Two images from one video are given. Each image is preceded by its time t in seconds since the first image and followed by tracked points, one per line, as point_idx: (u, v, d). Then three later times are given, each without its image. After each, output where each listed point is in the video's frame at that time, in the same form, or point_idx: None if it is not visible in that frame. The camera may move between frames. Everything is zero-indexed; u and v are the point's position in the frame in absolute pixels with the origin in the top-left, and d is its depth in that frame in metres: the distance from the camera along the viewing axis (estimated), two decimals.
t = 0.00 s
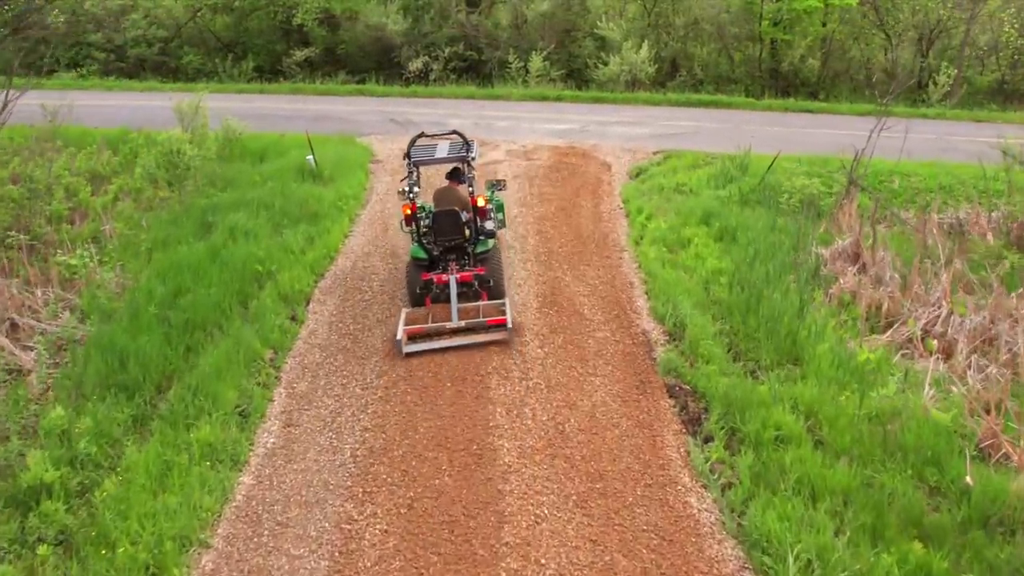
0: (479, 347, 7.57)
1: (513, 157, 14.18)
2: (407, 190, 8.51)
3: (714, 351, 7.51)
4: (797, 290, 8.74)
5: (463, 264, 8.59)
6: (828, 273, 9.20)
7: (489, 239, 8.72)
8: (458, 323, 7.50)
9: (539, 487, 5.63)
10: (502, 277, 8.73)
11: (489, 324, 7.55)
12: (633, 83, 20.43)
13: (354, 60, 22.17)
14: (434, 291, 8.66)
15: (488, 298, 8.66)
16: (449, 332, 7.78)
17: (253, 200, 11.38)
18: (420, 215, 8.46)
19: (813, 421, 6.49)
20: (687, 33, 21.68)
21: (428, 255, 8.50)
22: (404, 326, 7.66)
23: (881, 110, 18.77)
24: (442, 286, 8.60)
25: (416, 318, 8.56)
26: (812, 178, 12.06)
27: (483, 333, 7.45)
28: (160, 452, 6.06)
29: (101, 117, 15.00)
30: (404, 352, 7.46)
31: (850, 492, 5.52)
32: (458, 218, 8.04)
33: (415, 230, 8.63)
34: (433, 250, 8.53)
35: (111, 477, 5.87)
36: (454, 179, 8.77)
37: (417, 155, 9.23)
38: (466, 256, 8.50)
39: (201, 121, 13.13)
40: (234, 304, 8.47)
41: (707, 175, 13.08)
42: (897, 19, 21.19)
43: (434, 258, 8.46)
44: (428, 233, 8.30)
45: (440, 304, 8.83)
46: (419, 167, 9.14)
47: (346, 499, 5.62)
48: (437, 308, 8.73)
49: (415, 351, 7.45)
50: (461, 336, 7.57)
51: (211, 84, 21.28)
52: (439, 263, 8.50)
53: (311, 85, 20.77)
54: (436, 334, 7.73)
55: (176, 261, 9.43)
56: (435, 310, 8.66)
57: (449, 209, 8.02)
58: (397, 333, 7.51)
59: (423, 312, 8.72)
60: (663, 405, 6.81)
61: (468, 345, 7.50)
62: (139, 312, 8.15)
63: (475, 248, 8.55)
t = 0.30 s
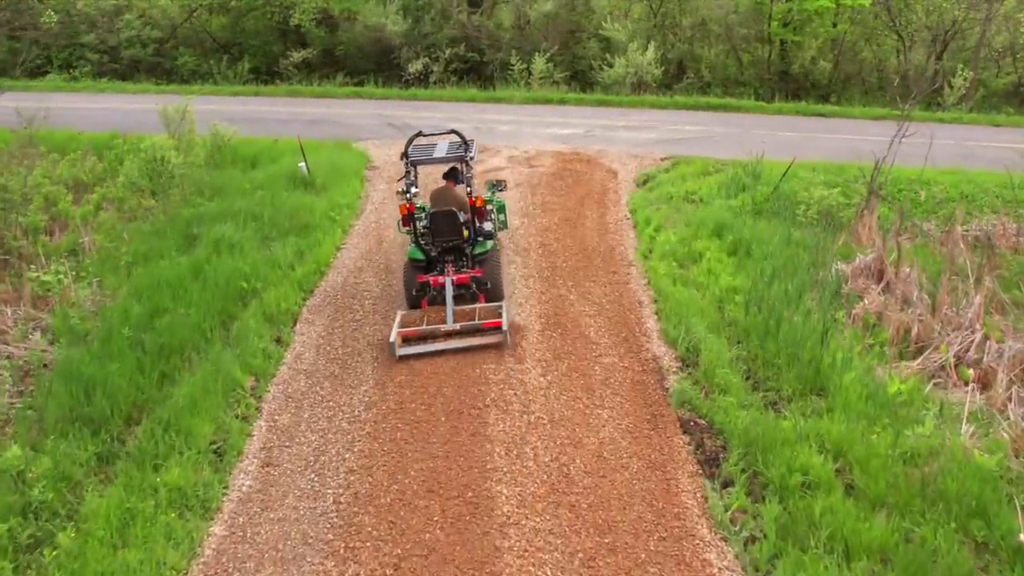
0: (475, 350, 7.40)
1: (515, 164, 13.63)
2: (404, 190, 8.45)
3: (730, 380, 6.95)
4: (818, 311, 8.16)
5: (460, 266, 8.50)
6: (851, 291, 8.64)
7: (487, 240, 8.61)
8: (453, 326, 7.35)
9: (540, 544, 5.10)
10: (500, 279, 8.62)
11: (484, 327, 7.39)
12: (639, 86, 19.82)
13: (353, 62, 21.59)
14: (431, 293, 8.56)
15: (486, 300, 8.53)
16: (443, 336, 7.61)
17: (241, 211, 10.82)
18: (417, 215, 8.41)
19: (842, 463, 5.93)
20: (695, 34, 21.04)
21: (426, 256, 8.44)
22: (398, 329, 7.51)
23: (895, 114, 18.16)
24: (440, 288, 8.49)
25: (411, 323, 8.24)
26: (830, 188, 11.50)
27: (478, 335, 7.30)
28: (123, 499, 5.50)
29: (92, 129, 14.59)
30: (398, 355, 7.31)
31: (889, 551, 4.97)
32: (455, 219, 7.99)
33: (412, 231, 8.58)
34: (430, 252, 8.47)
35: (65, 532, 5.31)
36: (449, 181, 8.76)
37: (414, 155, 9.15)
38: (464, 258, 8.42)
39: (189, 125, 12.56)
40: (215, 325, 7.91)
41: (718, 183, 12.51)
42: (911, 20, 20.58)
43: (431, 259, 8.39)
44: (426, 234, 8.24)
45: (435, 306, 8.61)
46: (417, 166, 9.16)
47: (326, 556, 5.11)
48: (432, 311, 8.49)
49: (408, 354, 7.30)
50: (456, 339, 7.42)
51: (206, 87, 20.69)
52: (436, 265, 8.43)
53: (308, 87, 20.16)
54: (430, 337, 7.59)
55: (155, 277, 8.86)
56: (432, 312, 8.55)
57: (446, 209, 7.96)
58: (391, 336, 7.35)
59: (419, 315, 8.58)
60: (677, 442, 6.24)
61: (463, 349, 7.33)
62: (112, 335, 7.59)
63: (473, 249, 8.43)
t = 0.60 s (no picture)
0: (473, 354, 7.22)
1: (518, 171, 13.08)
2: (407, 189, 8.31)
3: (750, 414, 6.39)
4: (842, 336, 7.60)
5: (461, 267, 8.39)
6: (876, 313, 8.10)
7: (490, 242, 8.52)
8: (451, 328, 7.18)
9: None
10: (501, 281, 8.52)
11: (483, 329, 7.23)
12: (645, 88, 19.22)
13: (353, 63, 21.01)
14: (430, 294, 8.44)
15: (486, 302, 8.42)
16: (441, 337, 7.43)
17: (229, 221, 10.27)
18: (419, 215, 8.32)
19: (876, 511, 5.39)
20: (704, 35, 20.47)
21: (427, 256, 8.34)
22: (396, 329, 7.37)
23: (910, 118, 17.56)
24: (440, 289, 8.37)
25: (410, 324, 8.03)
26: (848, 199, 10.94)
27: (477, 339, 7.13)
28: (78, 556, 5.00)
29: (82, 135, 14.07)
30: (395, 356, 7.14)
31: None
32: (458, 219, 7.83)
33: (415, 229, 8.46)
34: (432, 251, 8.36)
35: None
36: (452, 178, 8.40)
37: (420, 154, 9.06)
38: (465, 259, 8.31)
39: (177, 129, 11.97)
40: (193, 349, 7.37)
41: (730, 192, 11.93)
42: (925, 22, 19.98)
43: (433, 259, 8.28)
44: (428, 234, 8.11)
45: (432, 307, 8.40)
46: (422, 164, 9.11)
47: None
48: (431, 313, 7.99)
49: (406, 355, 7.13)
50: (454, 342, 7.24)
51: (201, 89, 20.13)
52: (437, 265, 8.34)
53: (306, 90, 19.58)
54: (429, 338, 7.40)
55: (132, 295, 8.29)
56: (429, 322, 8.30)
57: (450, 210, 7.82)
58: (388, 337, 7.20)
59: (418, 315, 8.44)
60: (693, 487, 5.68)
61: (461, 351, 7.15)
62: (80, 362, 7.05)
63: (474, 251, 8.35)
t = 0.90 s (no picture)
0: (475, 358, 7.12)
1: (520, 178, 12.54)
2: (412, 187, 8.14)
3: (774, 453, 5.85)
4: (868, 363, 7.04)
5: (463, 268, 8.19)
6: (903, 337, 7.55)
7: (493, 244, 8.28)
8: (453, 331, 7.08)
9: None
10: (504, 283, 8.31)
11: (485, 333, 7.13)
12: (651, 91, 18.66)
13: (352, 65, 20.48)
14: (431, 295, 8.24)
15: (487, 305, 8.22)
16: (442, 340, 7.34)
17: (215, 234, 9.74)
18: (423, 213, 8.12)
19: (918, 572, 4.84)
20: (712, 36, 19.90)
21: (429, 257, 8.11)
22: (396, 330, 7.26)
23: (927, 123, 16.95)
24: (441, 291, 8.18)
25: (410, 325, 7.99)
26: (869, 211, 10.36)
27: (479, 343, 7.04)
28: None
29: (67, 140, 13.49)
30: (395, 358, 7.04)
31: None
32: (463, 220, 7.66)
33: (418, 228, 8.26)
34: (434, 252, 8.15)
35: None
36: (458, 178, 8.23)
37: (426, 153, 8.89)
38: (468, 261, 8.09)
39: (161, 133, 11.34)
40: (168, 377, 6.85)
41: (743, 201, 11.37)
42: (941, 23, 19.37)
43: (435, 260, 8.06)
44: (431, 233, 7.91)
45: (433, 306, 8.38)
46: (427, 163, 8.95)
47: None
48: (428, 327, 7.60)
49: (407, 358, 7.04)
50: (456, 345, 7.14)
51: (195, 91, 19.58)
52: (439, 266, 8.11)
53: (303, 92, 19.03)
54: (429, 340, 7.30)
55: (106, 314, 7.74)
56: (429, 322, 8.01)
57: (455, 210, 7.63)
58: (389, 338, 7.09)
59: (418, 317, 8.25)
60: (712, 541, 5.15)
61: (462, 355, 7.06)
62: (45, 392, 6.51)
63: (478, 252, 8.12)
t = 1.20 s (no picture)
0: (477, 360, 6.98)
1: (523, 186, 11.98)
2: (412, 188, 7.96)
3: (801, 502, 5.30)
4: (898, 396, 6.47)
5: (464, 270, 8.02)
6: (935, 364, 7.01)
7: (494, 246, 8.12)
8: (454, 332, 6.95)
9: None
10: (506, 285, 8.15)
11: (487, 335, 7.00)
12: (658, 94, 18.08)
13: (350, 66, 19.94)
14: (432, 296, 8.08)
15: (489, 307, 8.06)
16: (443, 341, 7.21)
17: (200, 248, 9.20)
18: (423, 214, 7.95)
19: None
20: (720, 38, 19.33)
21: (430, 258, 7.93)
22: (396, 331, 7.13)
23: (945, 127, 16.32)
24: (442, 292, 8.01)
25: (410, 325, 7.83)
26: (893, 224, 9.78)
27: (480, 344, 6.91)
28: None
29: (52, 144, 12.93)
30: (395, 360, 6.92)
31: None
32: (464, 221, 7.50)
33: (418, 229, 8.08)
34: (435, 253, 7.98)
35: None
36: (459, 178, 8.05)
37: (426, 153, 8.69)
38: (469, 262, 7.92)
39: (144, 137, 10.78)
40: (137, 409, 6.30)
41: (757, 210, 10.81)
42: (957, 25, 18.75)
43: (435, 261, 7.90)
44: (431, 235, 7.74)
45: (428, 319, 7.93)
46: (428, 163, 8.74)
47: None
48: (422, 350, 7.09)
49: (408, 359, 6.90)
50: (457, 347, 7.01)
51: (189, 94, 19.03)
52: (439, 267, 7.94)
53: (299, 95, 18.46)
54: (430, 342, 7.18)
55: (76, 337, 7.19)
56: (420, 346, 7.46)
57: (456, 211, 7.47)
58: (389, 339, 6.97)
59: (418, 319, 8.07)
60: None
61: (463, 357, 6.93)
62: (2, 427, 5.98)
63: (479, 254, 7.96)
